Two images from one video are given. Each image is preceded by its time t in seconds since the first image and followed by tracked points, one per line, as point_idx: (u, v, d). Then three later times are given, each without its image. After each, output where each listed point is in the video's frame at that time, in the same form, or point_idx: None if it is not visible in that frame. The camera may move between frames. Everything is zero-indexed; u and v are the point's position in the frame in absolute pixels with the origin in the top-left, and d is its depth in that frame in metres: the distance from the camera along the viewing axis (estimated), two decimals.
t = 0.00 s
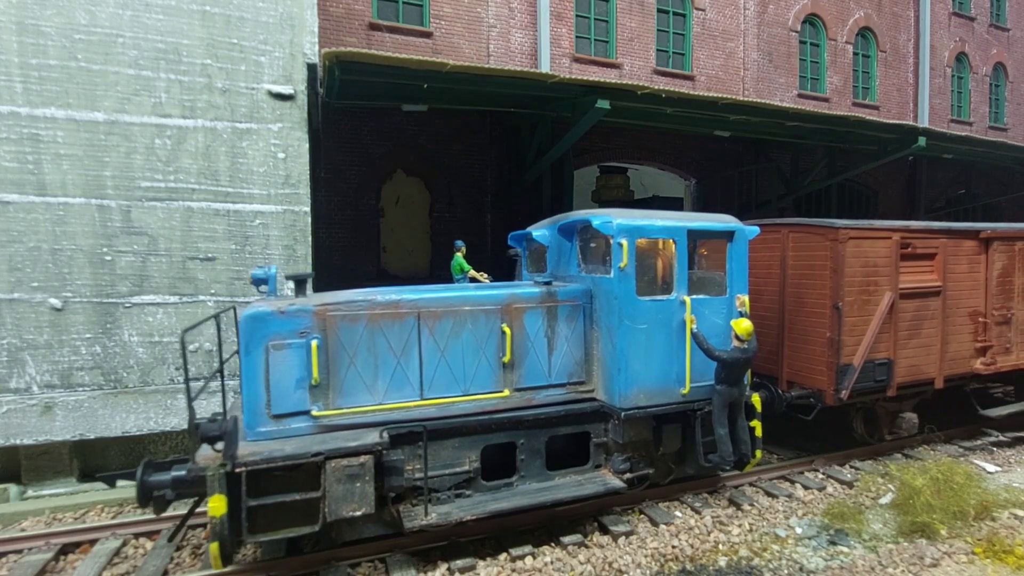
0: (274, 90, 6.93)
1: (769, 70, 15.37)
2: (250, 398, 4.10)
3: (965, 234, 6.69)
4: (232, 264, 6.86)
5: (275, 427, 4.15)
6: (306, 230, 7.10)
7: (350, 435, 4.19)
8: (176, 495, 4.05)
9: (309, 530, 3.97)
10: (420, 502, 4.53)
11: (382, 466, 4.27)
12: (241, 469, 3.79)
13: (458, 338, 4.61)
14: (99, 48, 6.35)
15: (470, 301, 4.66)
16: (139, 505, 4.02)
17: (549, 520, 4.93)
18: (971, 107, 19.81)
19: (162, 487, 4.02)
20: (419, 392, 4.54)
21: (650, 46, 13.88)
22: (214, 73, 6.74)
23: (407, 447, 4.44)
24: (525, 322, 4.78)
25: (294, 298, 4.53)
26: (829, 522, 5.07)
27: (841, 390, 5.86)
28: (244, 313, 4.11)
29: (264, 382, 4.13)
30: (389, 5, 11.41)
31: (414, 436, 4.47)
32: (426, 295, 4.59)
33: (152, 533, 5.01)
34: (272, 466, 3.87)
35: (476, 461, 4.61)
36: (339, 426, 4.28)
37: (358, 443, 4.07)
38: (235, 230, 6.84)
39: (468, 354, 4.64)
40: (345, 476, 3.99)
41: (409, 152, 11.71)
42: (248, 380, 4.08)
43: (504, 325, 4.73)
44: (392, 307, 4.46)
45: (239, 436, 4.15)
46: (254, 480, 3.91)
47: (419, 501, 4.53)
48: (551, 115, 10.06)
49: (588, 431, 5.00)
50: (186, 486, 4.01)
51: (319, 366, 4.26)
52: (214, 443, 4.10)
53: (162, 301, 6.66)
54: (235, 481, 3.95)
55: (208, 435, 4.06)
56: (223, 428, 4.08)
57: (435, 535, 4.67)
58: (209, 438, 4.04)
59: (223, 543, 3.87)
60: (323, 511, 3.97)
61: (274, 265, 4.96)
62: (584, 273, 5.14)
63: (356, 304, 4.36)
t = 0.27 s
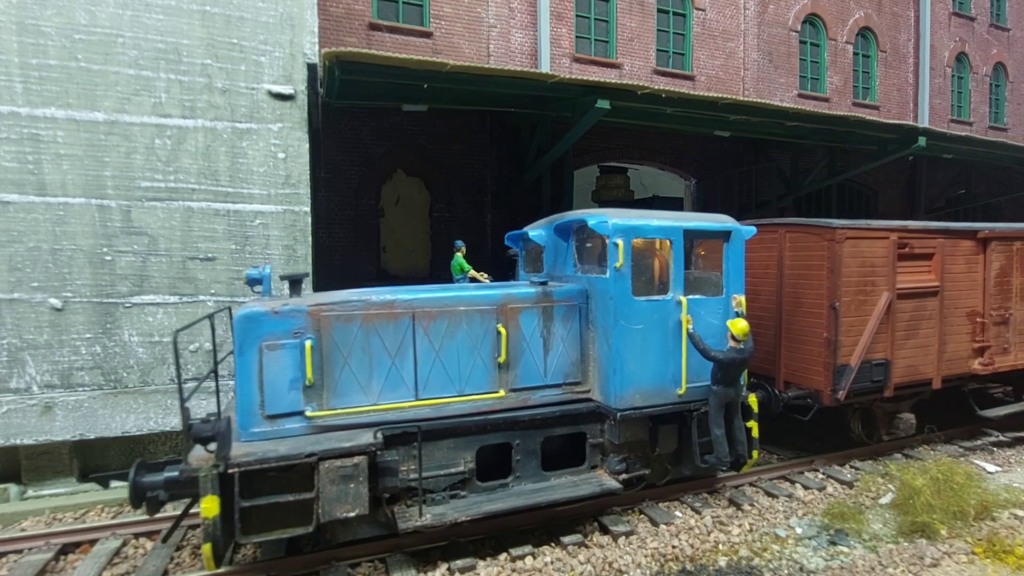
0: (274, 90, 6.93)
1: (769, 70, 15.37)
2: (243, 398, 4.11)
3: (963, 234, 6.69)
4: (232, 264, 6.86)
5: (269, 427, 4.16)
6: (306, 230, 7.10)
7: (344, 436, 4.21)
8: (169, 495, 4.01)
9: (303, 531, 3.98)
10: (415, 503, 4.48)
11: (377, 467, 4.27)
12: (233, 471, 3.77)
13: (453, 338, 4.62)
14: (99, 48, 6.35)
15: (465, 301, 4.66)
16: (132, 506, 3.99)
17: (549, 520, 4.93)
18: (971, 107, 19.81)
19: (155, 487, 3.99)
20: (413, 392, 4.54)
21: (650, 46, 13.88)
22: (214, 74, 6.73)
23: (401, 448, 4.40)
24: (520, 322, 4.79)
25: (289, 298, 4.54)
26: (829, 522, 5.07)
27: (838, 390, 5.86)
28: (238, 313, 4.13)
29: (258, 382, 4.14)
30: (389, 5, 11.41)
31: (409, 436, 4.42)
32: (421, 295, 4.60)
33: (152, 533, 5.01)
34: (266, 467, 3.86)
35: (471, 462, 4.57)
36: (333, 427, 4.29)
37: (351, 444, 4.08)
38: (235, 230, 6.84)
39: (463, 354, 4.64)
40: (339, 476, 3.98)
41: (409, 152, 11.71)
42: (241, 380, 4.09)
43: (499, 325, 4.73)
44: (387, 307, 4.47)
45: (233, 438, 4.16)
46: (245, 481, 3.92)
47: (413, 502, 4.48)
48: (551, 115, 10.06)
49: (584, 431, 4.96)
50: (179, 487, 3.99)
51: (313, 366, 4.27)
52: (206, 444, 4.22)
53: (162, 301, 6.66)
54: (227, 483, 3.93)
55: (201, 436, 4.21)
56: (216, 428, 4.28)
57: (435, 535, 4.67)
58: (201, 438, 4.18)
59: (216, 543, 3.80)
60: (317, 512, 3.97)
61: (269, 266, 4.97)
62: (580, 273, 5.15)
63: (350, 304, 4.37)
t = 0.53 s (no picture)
0: (274, 90, 6.93)
1: (769, 70, 15.37)
2: (236, 398, 4.11)
3: (960, 234, 6.69)
4: (232, 264, 6.87)
5: (262, 428, 4.16)
6: (306, 230, 7.10)
7: (337, 437, 4.21)
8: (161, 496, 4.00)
9: (296, 532, 3.97)
10: (409, 504, 4.50)
11: (370, 468, 4.29)
12: (225, 472, 3.78)
13: (447, 339, 4.61)
14: (99, 48, 6.35)
15: (459, 301, 4.65)
16: (124, 507, 3.98)
17: (549, 521, 4.93)
18: (971, 107, 19.81)
19: (147, 488, 3.99)
20: (407, 393, 4.54)
21: (650, 46, 13.88)
22: (214, 73, 6.73)
23: (395, 449, 4.43)
24: (515, 323, 4.78)
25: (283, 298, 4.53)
26: (829, 522, 5.07)
27: (835, 390, 5.84)
28: (230, 313, 4.11)
29: (251, 382, 4.14)
30: (389, 5, 11.42)
31: (402, 437, 4.45)
32: (415, 295, 4.59)
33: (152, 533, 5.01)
34: (258, 468, 3.85)
35: (465, 463, 4.59)
36: (327, 428, 4.29)
37: (344, 445, 4.07)
38: (235, 230, 6.84)
39: (458, 354, 4.64)
40: (331, 477, 3.99)
41: (409, 152, 11.71)
42: (234, 381, 4.10)
43: (494, 325, 4.73)
44: (380, 308, 4.46)
45: (225, 438, 4.16)
46: (237, 481, 3.91)
47: (408, 503, 4.50)
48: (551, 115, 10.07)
49: (579, 432, 4.98)
50: (172, 487, 3.97)
51: (306, 367, 4.27)
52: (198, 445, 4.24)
53: (162, 301, 6.66)
54: (219, 484, 3.93)
55: (192, 437, 4.21)
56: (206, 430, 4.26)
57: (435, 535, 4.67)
58: (192, 440, 4.19)
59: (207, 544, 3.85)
60: (310, 513, 3.97)
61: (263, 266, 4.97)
62: (575, 273, 5.14)
63: (343, 304, 4.36)
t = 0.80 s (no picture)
0: (274, 90, 6.93)
1: (769, 70, 15.37)
2: (227, 400, 4.10)
3: (958, 234, 6.68)
4: (232, 264, 6.87)
5: (253, 429, 4.16)
6: (306, 230, 7.10)
7: (329, 438, 4.19)
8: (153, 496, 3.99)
9: (287, 533, 3.96)
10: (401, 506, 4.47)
11: (361, 469, 4.24)
12: (215, 472, 3.77)
13: (440, 339, 4.62)
14: (99, 48, 6.35)
15: (452, 302, 4.66)
16: (114, 508, 3.96)
17: (549, 521, 4.93)
18: (971, 107, 19.81)
19: (137, 490, 3.98)
20: (400, 393, 4.54)
21: (650, 46, 13.88)
22: (214, 73, 6.73)
23: (388, 449, 4.41)
24: (508, 323, 4.79)
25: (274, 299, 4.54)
26: (829, 522, 5.07)
27: (831, 391, 5.83)
28: (221, 314, 4.11)
29: (242, 384, 4.13)
30: (389, 5, 11.41)
31: (394, 438, 4.43)
32: (408, 295, 4.59)
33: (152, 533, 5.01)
34: (248, 469, 3.84)
35: (458, 464, 4.56)
36: (319, 429, 4.28)
37: (336, 446, 4.06)
38: (235, 230, 6.84)
39: (451, 354, 4.64)
40: (322, 479, 3.96)
41: (409, 152, 11.71)
42: (225, 382, 4.08)
43: (487, 325, 4.74)
44: (373, 308, 4.46)
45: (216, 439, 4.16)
46: (229, 483, 3.89)
47: (400, 504, 4.47)
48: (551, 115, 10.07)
49: (574, 433, 4.98)
50: (163, 489, 3.97)
51: (298, 367, 4.26)
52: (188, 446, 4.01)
53: (162, 301, 6.66)
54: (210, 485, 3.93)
55: (182, 438, 3.96)
56: (197, 430, 4.01)
57: (435, 535, 4.66)
58: (183, 441, 3.93)
59: (198, 545, 3.82)
60: (301, 514, 3.96)
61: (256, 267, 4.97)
62: (569, 273, 5.14)
63: (335, 304, 4.36)
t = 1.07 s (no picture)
0: (274, 90, 6.93)
1: (769, 70, 15.37)
2: (214, 401, 4.08)
3: (953, 234, 6.68)
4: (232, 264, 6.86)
5: (240, 431, 4.14)
6: (306, 230, 7.10)
7: (317, 439, 4.17)
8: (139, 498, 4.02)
9: (273, 535, 3.93)
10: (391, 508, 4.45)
11: (350, 470, 4.25)
12: (200, 474, 3.74)
13: (430, 340, 4.61)
14: (99, 48, 6.35)
15: (443, 302, 4.65)
16: (100, 510, 3.95)
17: (549, 521, 4.93)
18: (971, 107, 19.81)
19: (123, 491, 3.98)
20: (390, 394, 4.54)
21: (650, 46, 13.88)
22: (214, 74, 6.74)
23: (377, 451, 4.38)
24: (499, 324, 4.79)
25: (262, 299, 4.51)
26: (829, 522, 5.07)
27: (824, 392, 5.85)
28: (208, 314, 4.08)
29: (229, 385, 4.11)
30: (389, 5, 11.41)
31: (383, 440, 4.40)
32: (398, 296, 4.58)
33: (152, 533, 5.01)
34: (233, 471, 3.81)
35: (448, 465, 4.56)
36: (307, 430, 4.27)
37: (323, 448, 4.02)
38: (235, 230, 6.84)
39: (441, 355, 4.64)
40: (309, 480, 3.93)
41: (409, 152, 11.71)
42: (212, 383, 4.07)
43: (478, 326, 4.73)
44: (362, 309, 4.45)
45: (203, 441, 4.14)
46: (213, 484, 3.86)
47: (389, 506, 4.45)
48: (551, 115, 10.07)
49: (565, 434, 4.95)
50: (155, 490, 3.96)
51: (286, 368, 4.25)
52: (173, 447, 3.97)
53: (162, 301, 6.66)
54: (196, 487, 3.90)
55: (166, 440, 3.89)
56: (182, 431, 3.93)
57: (432, 536, 4.65)
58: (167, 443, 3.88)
59: (182, 547, 3.81)
60: (287, 517, 3.92)
61: (243, 266, 4.90)
62: (561, 274, 5.13)
63: (324, 305, 4.34)
